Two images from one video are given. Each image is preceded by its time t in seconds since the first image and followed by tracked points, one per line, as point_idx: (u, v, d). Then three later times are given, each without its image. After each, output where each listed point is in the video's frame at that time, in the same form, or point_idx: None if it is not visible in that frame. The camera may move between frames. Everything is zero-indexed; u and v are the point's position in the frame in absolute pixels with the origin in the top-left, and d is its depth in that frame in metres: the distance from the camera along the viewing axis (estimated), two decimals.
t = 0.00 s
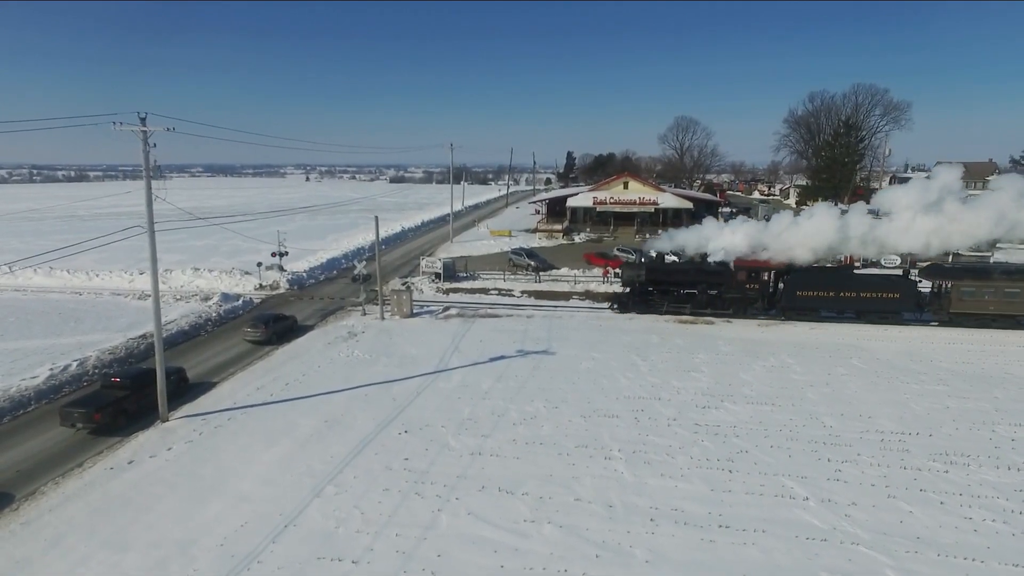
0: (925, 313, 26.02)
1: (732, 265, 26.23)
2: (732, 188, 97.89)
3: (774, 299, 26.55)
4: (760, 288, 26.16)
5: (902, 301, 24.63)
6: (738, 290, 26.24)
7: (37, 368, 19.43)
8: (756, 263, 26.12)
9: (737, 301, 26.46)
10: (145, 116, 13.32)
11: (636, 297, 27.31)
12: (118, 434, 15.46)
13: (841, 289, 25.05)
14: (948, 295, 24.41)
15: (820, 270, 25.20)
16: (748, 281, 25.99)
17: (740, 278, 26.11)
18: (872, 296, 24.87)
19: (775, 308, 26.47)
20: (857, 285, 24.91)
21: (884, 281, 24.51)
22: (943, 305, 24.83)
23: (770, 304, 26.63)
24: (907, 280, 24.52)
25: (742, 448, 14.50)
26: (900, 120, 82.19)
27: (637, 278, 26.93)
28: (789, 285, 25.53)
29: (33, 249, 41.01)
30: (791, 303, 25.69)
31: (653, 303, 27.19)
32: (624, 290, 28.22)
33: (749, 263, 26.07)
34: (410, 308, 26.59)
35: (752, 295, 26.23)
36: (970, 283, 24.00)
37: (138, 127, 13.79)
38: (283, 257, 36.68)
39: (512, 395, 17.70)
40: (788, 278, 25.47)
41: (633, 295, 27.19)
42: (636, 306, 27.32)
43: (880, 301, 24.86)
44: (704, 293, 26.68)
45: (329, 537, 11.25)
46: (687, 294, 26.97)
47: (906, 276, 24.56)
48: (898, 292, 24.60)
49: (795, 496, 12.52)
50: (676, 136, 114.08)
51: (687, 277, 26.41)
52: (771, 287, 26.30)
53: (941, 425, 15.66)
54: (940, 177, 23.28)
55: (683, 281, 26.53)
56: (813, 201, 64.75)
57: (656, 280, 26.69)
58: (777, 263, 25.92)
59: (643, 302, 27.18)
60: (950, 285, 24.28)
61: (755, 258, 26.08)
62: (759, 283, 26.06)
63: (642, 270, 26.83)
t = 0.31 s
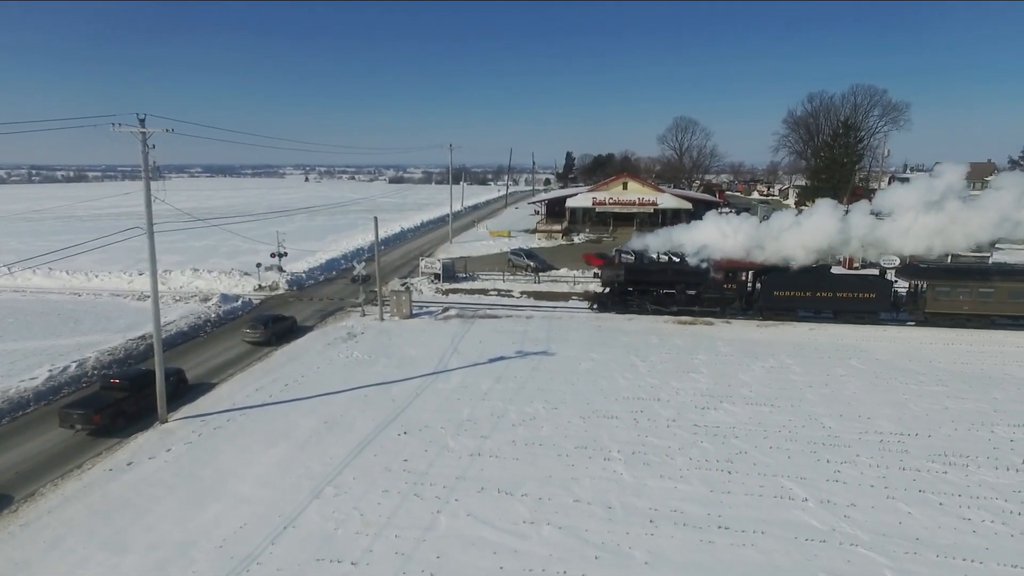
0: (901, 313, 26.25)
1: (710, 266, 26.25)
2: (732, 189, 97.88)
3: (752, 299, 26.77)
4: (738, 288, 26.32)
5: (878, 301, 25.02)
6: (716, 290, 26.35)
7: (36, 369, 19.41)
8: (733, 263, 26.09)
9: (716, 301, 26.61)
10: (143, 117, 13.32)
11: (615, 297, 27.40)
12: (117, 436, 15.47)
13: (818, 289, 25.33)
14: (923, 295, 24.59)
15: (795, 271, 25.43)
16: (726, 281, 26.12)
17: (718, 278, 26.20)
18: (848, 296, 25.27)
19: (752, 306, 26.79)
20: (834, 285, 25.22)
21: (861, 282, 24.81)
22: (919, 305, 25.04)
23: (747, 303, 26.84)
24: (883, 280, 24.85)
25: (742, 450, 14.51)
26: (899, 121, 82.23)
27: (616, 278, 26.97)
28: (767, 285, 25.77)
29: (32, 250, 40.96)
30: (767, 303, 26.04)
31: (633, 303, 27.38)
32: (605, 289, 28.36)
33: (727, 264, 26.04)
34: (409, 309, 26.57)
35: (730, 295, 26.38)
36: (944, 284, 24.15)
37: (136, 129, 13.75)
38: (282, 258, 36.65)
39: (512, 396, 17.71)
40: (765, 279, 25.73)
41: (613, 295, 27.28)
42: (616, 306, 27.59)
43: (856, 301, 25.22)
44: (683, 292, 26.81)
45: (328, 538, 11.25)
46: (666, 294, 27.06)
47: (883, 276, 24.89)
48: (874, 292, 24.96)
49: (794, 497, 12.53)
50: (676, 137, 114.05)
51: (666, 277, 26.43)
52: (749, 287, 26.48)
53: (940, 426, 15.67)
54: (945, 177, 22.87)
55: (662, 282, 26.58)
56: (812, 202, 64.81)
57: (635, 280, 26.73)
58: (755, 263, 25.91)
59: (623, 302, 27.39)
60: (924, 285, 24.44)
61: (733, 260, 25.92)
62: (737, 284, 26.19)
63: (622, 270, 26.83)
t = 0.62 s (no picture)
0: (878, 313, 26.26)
1: (688, 266, 26.16)
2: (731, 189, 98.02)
3: (731, 299, 26.58)
4: (716, 289, 26.16)
5: (854, 301, 24.86)
6: (693, 290, 26.20)
7: (35, 371, 19.39)
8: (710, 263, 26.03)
9: (693, 301, 26.43)
10: (143, 119, 13.31)
11: (595, 297, 27.35)
12: (116, 437, 15.46)
13: (794, 289, 25.14)
14: (899, 295, 24.61)
15: (772, 270, 25.28)
16: (703, 281, 26.00)
17: (695, 279, 26.09)
18: (825, 296, 25.07)
19: (730, 307, 26.54)
20: (811, 285, 25.03)
21: (836, 281, 24.66)
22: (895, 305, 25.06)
23: (726, 303, 26.65)
24: (859, 281, 24.69)
25: (741, 451, 14.51)
26: (898, 122, 82.33)
27: (595, 278, 26.95)
28: (743, 284, 25.60)
29: (32, 251, 40.95)
30: (744, 303, 25.82)
31: (611, 304, 27.20)
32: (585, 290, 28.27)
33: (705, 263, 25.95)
34: (409, 310, 26.55)
35: (708, 295, 26.21)
36: (919, 284, 24.16)
37: (135, 131, 13.75)
38: (281, 259, 36.67)
39: (511, 397, 17.71)
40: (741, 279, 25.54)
41: (592, 295, 27.24)
42: (594, 306, 27.43)
43: (832, 301, 25.04)
44: (661, 293, 26.67)
45: (328, 539, 11.25)
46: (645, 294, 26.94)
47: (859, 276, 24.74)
48: (850, 293, 24.80)
49: (793, 499, 12.54)
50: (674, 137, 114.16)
51: (644, 277, 26.38)
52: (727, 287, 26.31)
53: (939, 427, 15.69)
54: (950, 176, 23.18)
55: (640, 282, 26.55)
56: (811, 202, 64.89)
57: (613, 280, 26.70)
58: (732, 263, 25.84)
59: (601, 303, 27.23)
60: (900, 285, 24.49)
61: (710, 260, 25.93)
62: (715, 284, 26.02)
63: (601, 270, 26.83)
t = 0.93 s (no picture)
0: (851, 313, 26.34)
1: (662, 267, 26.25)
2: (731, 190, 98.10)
3: (706, 300, 26.63)
4: (690, 289, 26.24)
5: (828, 301, 25.01)
6: (668, 291, 26.31)
7: (34, 372, 19.38)
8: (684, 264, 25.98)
9: (669, 302, 26.57)
10: (143, 120, 13.33)
11: (572, 297, 27.54)
12: (115, 439, 15.44)
13: (768, 289, 25.27)
14: (872, 295, 24.78)
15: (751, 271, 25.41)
16: (678, 282, 26.07)
17: (669, 279, 26.17)
18: (798, 296, 25.21)
19: (705, 308, 26.63)
20: (784, 285, 25.18)
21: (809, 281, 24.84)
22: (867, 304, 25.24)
23: (701, 304, 26.71)
24: (832, 281, 24.88)
25: (740, 452, 14.52)
26: (897, 122, 82.39)
27: (571, 278, 27.17)
28: (717, 284, 25.72)
29: (31, 252, 40.92)
30: (719, 304, 25.95)
31: (587, 304, 27.40)
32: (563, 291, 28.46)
33: (679, 264, 25.99)
34: (408, 311, 26.54)
35: (682, 295, 26.31)
36: (893, 283, 24.31)
37: (134, 133, 13.76)
38: (281, 260, 36.67)
39: (511, 398, 17.69)
40: (716, 279, 25.68)
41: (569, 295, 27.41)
42: (570, 306, 27.64)
43: (806, 301, 25.18)
44: (637, 293, 26.85)
45: (327, 541, 11.23)
46: (621, 295, 27.11)
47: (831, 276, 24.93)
48: (823, 292, 24.96)
49: (792, 500, 12.54)
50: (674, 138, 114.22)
51: (620, 277, 26.56)
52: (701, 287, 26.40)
53: (938, 428, 15.71)
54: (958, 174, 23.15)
55: (615, 282, 26.74)
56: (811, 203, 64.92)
57: (588, 280, 26.88)
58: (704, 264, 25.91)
59: (578, 303, 27.44)
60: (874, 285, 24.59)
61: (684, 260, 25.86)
62: (689, 284, 26.10)
63: (576, 270, 27.04)
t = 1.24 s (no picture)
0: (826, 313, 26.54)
1: (639, 268, 26.34)
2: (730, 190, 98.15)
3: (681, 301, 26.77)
4: (666, 290, 26.40)
5: (803, 302, 25.13)
6: (645, 291, 26.43)
7: (33, 374, 19.37)
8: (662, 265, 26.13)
9: (646, 302, 26.70)
10: (142, 122, 13.32)
11: (549, 298, 27.52)
12: (114, 441, 15.42)
13: (744, 290, 25.35)
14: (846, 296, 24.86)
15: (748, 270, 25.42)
16: (654, 283, 26.17)
17: (646, 280, 26.25)
18: (773, 297, 25.32)
19: (680, 309, 26.69)
20: (759, 286, 25.25)
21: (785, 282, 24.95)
22: (840, 305, 25.38)
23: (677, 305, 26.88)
24: (807, 282, 24.98)
25: (740, 454, 14.52)
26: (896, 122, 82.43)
27: (549, 279, 27.13)
28: (694, 285, 25.76)
29: (30, 253, 40.89)
30: (694, 305, 26.03)
31: (565, 305, 27.41)
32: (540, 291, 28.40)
33: (655, 265, 26.10)
34: (407, 312, 26.52)
35: (659, 296, 26.44)
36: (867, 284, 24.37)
37: (132, 134, 13.72)
38: (280, 261, 36.69)
39: (510, 400, 17.69)
40: (692, 279, 25.75)
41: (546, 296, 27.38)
42: (548, 307, 27.62)
43: (781, 301, 25.29)
44: (614, 294, 26.93)
45: (326, 544, 11.23)
46: (598, 296, 27.19)
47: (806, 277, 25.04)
48: (798, 293, 25.08)
49: (792, 502, 12.53)
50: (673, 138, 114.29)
51: (597, 278, 26.55)
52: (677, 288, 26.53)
53: (937, 430, 15.71)
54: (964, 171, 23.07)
55: (593, 283, 26.76)
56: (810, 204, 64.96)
57: (566, 281, 26.84)
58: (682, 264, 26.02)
59: (556, 303, 27.41)
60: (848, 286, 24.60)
61: (663, 260, 26.00)
62: (666, 285, 26.23)
63: (554, 272, 26.99)
